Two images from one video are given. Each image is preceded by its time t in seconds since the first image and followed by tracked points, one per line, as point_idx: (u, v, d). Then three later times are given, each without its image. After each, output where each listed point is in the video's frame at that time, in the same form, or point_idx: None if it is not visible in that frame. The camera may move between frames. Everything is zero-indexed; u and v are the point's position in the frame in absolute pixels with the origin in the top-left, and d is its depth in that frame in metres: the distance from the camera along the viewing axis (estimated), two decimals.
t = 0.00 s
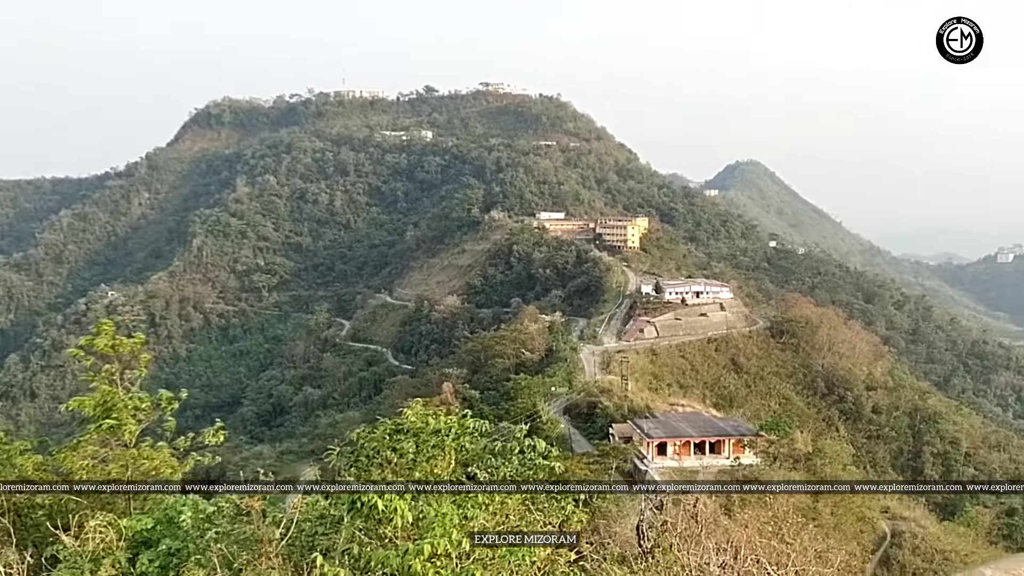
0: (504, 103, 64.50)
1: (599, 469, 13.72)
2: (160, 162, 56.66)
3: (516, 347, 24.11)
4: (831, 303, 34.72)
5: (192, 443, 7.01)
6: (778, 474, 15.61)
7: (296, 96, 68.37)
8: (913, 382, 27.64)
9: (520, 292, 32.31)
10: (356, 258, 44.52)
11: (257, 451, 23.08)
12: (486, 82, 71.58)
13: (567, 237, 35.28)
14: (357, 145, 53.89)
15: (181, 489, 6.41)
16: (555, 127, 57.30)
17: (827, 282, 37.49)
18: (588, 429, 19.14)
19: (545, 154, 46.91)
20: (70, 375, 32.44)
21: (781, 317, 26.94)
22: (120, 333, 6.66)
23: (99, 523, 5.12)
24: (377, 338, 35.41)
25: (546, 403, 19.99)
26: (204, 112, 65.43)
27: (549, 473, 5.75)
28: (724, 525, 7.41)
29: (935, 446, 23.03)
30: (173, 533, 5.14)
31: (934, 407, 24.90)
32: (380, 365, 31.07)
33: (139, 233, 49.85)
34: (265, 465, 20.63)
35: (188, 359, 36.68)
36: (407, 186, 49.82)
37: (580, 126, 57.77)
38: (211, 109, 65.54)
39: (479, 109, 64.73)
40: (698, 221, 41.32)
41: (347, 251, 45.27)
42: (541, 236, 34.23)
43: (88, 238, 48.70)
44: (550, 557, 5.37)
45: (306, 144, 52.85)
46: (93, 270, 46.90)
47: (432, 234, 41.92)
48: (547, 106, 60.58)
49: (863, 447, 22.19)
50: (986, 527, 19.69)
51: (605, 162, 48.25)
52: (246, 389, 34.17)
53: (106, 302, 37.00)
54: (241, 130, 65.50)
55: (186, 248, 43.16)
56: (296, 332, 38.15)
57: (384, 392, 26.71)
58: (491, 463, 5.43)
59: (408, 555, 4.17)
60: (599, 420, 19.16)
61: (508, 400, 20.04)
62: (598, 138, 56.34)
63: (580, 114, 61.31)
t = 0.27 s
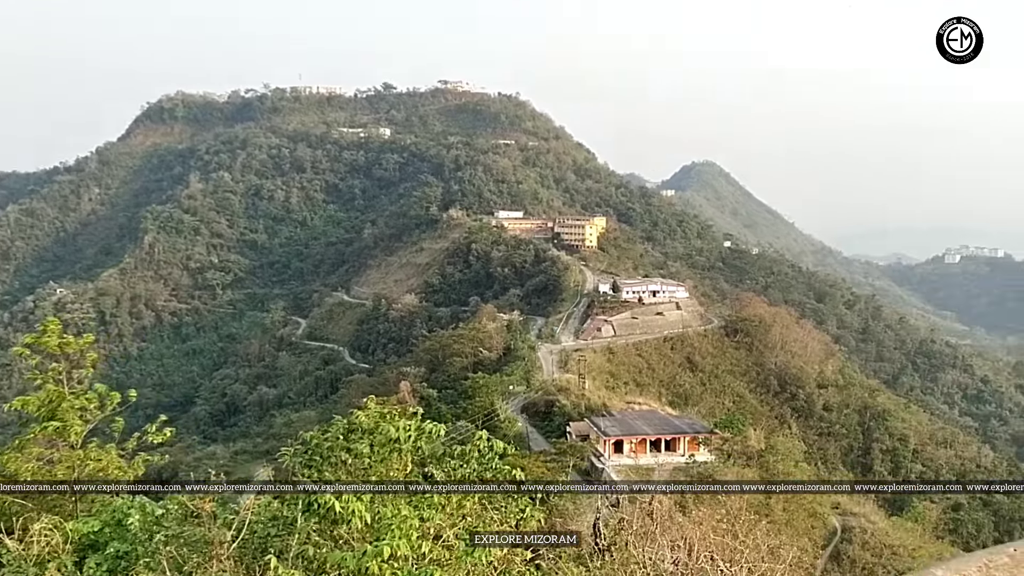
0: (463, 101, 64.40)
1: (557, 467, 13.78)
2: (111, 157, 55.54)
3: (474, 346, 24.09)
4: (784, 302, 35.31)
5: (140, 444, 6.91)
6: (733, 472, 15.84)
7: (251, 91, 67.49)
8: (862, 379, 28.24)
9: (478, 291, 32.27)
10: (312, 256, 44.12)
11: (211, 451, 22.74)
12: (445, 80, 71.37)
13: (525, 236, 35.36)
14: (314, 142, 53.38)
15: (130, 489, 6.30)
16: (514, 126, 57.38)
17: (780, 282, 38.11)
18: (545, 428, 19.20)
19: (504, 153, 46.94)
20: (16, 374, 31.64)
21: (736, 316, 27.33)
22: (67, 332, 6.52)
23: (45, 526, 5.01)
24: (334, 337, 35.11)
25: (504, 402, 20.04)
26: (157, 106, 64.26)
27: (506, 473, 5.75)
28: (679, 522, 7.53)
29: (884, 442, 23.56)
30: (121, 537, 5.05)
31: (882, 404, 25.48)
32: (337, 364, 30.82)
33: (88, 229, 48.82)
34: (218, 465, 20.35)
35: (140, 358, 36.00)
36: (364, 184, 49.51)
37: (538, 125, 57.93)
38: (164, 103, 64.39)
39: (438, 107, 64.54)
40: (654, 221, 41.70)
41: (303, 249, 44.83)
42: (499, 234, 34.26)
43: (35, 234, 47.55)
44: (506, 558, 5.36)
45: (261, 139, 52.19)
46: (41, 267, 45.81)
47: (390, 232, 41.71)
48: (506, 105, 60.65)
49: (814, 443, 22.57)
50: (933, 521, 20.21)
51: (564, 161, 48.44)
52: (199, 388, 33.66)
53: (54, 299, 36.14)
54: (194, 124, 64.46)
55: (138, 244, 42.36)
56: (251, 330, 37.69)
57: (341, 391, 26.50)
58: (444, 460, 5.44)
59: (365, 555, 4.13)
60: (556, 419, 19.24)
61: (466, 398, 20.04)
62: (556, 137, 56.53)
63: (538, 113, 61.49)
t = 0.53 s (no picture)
0: (424, 108, 64.33)
1: (517, 474, 13.78)
2: (64, 161, 54.48)
3: (435, 353, 24.01)
4: (741, 309, 35.79)
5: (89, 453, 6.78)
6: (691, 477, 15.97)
7: (209, 96, 66.69)
8: (818, 385, 28.70)
9: (439, 297, 32.15)
10: (271, 262, 43.67)
11: (166, 460, 22.33)
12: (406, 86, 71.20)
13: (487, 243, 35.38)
14: (273, 147, 52.87)
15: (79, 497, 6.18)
16: (475, 133, 57.45)
17: (738, 289, 38.62)
18: (506, 434, 19.16)
19: (465, 160, 46.95)
20: None
21: (694, 323, 27.61)
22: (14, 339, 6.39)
23: None
24: (293, 344, 34.72)
25: (465, 409, 20.01)
26: (112, 110, 63.18)
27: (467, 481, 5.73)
28: (639, 528, 7.52)
29: (838, 447, 23.96)
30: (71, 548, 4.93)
31: (837, 410, 25.95)
32: (296, 372, 30.48)
33: (40, 234, 47.78)
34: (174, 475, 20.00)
35: (93, 365, 35.24)
36: (324, 190, 49.19)
37: (500, 133, 58.08)
38: (119, 107, 63.33)
39: (399, 113, 64.35)
40: (615, 229, 42.01)
41: (261, 255, 44.35)
42: (460, 241, 34.22)
43: None
44: (468, 564, 5.34)
45: (219, 144, 51.54)
46: None
47: (350, 238, 41.44)
48: (467, 112, 60.73)
49: (771, 448, 22.83)
50: (886, 526, 20.66)
51: (525, 168, 48.59)
52: (154, 396, 33.08)
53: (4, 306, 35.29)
54: (151, 129, 63.49)
55: (91, 250, 41.55)
56: (208, 337, 37.15)
57: (300, 399, 26.21)
58: (406, 467, 5.43)
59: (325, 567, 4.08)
60: (516, 426, 19.21)
61: (426, 405, 19.97)
62: (517, 145, 56.68)
63: (499, 120, 61.66)
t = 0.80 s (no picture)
0: (391, 116, 64.17)
1: (485, 485, 13.73)
2: (23, 170, 53.49)
3: (402, 363, 23.89)
4: (707, 318, 36.13)
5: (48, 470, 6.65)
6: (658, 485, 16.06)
7: (173, 104, 65.92)
8: (782, 393, 29.03)
9: (406, 307, 31.99)
10: (236, 271, 43.21)
11: (127, 475, 21.93)
12: (373, 95, 70.97)
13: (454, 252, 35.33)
14: (237, 155, 52.38)
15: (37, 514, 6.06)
16: (442, 142, 57.43)
17: (703, 298, 38.98)
18: (474, 445, 19.09)
19: (432, 169, 46.89)
20: None
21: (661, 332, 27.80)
22: None
23: None
24: (258, 354, 34.32)
25: (433, 420, 19.94)
26: (72, 117, 62.15)
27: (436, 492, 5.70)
28: (610, 540, 7.45)
29: (803, 454, 24.24)
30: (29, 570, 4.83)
31: (801, 417, 26.29)
32: (260, 383, 30.11)
33: None
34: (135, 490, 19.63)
35: (52, 377, 34.50)
36: (290, 200, 48.85)
37: (467, 142, 58.13)
38: (80, 114, 62.33)
39: (365, 122, 64.12)
40: (582, 238, 42.20)
41: (226, 265, 43.87)
42: (427, 250, 34.13)
43: None
44: None
45: (182, 152, 50.94)
46: None
47: (316, 248, 41.15)
48: (434, 121, 60.72)
49: (737, 456, 23.03)
50: (850, 532, 20.97)
51: (492, 177, 48.65)
52: (115, 408, 32.50)
53: None
54: (112, 137, 62.56)
55: (51, 260, 40.80)
56: (171, 349, 36.63)
57: (265, 411, 25.91)
58: (374, 481, 5.38)
59: None
60: (485, 436, 19.18)
61: (394, 416, 19.85)
62: (484, 154, 56.74)
63: (466, 129, 61.70)
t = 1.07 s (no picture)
0: (379, 116, 64.07)
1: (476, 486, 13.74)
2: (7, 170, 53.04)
3: (391, 363, 23.85)
4: (695, 318, 36.27)
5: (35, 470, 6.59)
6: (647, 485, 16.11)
7: (159, 103, 65.56)
8: (770, 392, 29.17)
9: (394, 307, 31.92)
10: (223, 272, 43.04)
11: (114, 477, 21.79)
12: (361, 95, 70.83)
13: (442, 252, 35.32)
14: (225, 155, 52.15)
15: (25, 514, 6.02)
16: (431, 142, 57.39)
17: (691, 298, 39.13)
18: (463, 445, 19.08)
19: (421, 169, 46.86)
20: None
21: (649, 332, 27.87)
22: None
23: None
24: (245, 355, 34.18)
25: (422, 420, 19.93)
26: (57, 117, 61.71)
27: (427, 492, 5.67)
28: (602, 543, 7.43)
29: (791, 453, 24.36)
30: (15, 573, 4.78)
31: (789, 417, 26.43)
32: (248, 383, 30.01)
33: None
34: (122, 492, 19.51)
35: (37, 378, 34.27)
36: (278, 200, 48.71)
37: (455, 143, 58.12)
38: (65, 114, 61.90)
39: (353, 122, 63.99)
40: (570, 238, 42.27)
41: (213, 265, 43.68)
42: (416, 250, 34.09)
43: None
44: None
45: (169, 151, 50.68)
46: None
47: (305, 248, 41.04)
48: (422, 121, 60.68)
49: (725, 456, 23.13)
50: (837, 531, 21.10)
51: (481, 177, 48.66)
52: (102, 410, 32.31)
53: None
54: (98, 136, 62.15)
55: (36, 260, 40.52)
56: (158, 349, 36.44)
57: (252, 412, 25.79)
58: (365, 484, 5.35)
59: None
60: (473, 436, 19.18)
61: (383, 417, 19.82)
62: (473, 154, 56.75)
63: (455, 129, 61.70)
